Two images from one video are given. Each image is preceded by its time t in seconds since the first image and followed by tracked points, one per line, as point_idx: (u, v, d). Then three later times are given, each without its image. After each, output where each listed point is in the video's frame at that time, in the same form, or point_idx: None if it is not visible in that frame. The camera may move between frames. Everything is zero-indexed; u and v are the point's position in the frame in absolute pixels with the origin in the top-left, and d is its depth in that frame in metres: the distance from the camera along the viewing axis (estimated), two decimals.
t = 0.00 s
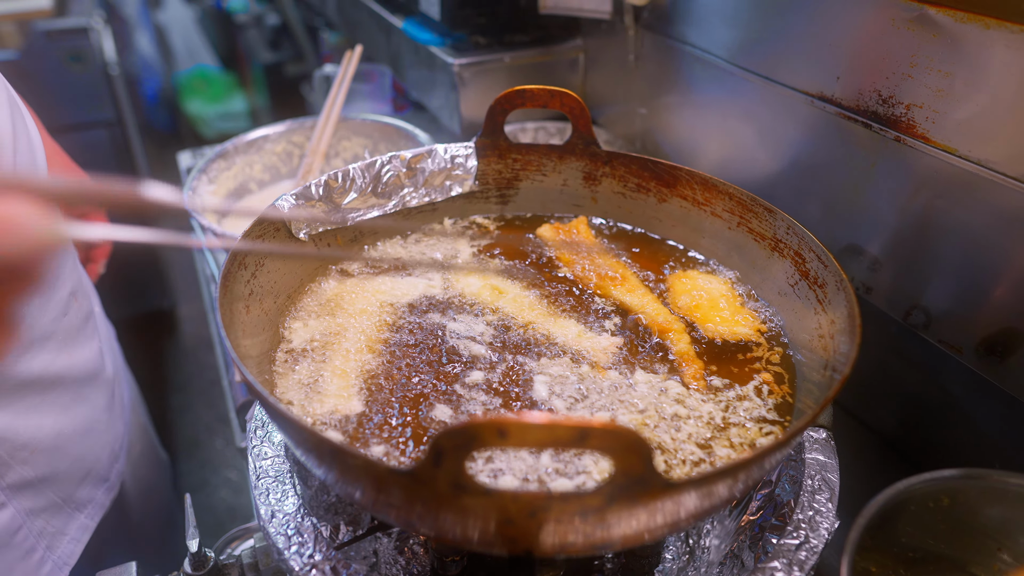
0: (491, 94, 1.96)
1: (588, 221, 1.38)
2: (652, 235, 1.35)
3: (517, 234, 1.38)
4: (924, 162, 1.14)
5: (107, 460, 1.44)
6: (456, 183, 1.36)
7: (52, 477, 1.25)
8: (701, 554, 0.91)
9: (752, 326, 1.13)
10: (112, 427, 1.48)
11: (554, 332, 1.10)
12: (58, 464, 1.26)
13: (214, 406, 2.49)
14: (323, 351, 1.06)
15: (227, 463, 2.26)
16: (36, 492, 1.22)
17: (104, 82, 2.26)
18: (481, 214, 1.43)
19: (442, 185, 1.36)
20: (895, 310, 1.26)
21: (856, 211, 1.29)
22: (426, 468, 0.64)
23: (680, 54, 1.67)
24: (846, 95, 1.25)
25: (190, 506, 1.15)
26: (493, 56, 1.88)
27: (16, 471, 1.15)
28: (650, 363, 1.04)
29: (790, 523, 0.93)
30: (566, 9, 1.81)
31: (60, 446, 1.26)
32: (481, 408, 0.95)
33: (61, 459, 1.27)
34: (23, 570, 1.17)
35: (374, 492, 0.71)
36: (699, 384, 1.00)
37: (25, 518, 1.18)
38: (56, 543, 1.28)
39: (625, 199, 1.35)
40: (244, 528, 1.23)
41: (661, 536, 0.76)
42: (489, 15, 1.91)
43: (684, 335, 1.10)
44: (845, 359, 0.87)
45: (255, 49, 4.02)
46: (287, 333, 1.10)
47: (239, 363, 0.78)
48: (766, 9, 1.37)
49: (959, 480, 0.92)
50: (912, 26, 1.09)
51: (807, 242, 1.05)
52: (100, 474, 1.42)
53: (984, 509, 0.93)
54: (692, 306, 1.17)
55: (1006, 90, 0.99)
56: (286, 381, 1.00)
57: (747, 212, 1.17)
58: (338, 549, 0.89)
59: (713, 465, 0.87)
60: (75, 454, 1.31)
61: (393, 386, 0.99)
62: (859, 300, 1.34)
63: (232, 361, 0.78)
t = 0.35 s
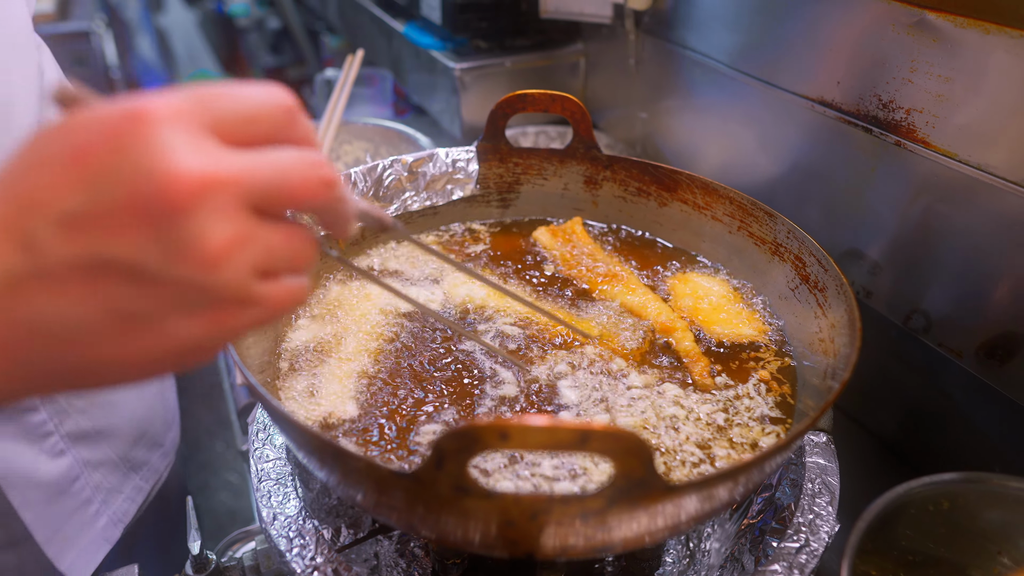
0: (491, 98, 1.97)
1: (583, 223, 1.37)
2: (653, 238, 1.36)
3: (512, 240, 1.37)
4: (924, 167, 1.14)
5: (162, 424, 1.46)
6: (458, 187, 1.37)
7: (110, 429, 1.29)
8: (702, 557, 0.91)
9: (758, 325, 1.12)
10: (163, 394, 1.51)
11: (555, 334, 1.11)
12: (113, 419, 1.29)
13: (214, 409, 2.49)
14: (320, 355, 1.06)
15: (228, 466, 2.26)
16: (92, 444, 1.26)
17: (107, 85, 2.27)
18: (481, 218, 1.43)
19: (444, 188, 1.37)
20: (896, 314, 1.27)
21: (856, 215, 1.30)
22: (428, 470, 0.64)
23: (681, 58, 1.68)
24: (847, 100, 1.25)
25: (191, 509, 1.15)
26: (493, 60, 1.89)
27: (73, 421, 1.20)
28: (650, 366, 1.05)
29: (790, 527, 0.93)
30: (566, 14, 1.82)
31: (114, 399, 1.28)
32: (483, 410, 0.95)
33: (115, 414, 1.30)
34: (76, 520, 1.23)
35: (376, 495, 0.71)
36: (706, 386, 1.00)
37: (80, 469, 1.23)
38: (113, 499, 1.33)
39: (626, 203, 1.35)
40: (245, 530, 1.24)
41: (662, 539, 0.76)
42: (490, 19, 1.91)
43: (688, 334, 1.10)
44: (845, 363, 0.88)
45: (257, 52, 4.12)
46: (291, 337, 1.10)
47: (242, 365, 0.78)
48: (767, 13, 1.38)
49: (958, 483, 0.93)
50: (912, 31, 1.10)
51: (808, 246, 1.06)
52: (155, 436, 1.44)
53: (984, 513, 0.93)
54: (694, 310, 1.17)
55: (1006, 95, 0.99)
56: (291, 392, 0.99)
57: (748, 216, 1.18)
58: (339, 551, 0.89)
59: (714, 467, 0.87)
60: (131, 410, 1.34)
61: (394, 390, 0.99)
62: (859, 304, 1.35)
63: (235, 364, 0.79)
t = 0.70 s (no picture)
0: (492, 99, 1.97)
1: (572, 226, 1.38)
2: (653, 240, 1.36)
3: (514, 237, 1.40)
4: (924, 168, 1.14)
5: (169, 404, 1.53)
6: (458, 187, 1.37)
7: (121, 403, 1.36)
8: (702, 557, 0.92)
9: (746, 334, 1.13)
10: (172, 375, 1.56)
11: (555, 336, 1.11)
12: (124, 394, 1.36)
13: (215, 409, 2.49)
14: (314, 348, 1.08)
15: (228, 467, 2.26)
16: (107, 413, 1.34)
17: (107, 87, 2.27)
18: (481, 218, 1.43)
19: (445, 189, 1.37)
20: (896, 315, 1.27)
21: (856, 216, 1.30)
22: (430, 469, 0.64)
23: (681, 59, 1.68)
24: (847, 101, 1.25)
25: (192, 508, 1.15)
26: (495, 61, 1.89)
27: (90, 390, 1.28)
28: (647, 369, 1.05)
29: (790, 527, 0.93)
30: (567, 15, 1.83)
31: (129, 375, 1.35)
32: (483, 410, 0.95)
33: (129, 390, 1.37)
34: (85, 486, 1.32)
35: (378, 493, 0.72)
36: (692, 388, 1.01)
37: (91, 439, 1.31)
38: (120, 472, 1.42)
39: (627, 204, 1.36)
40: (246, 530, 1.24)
41: (662, 538, 0.76)
42: (491, 20, 1.91)
43: (674, 336, 1.11)
44: (845, 364, 0.88)
45: (257, 54, 4.13)
46: (292, 337, 1.10)
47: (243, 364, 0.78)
48: (768, 14, 1.38)
49: (958, 483, 0.93)
50: (913, 32, 1.10)
51: (808, 247, 1.06)
52: (162, 416, 1.52)
53: (984, 513, 0.93)
54: (682, 309, 1.18)
55: (1007, 96, 0.99)
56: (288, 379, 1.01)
57: (748, 217, 1.18)
58: (340, 550, 0.89)
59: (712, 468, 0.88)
60: (142, 387, 1.41)
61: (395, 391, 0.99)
62: (860, 305, 1.35)
63: (237, 363, 0.79)
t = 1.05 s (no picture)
0: (492, 99, 1.97)
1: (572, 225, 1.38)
2: (653, 240, 1.36)
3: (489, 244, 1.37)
4: (924, 168, 1.15)
5: (164, 404, 1.53)
6: (458, 187, 1.37)
7: (124, 400, 1.37)
8: (701, 557, 0.91)
9: (741, 325, 1.14)
10: (167, 373, 1.58)
11: (556, 334, 1.12)
12: (125, 392, 1.36)
13: (215, 409, 2.49)
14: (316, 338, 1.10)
15: (228, 467, 2.26)
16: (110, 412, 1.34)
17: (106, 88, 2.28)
18: (480, 218, 1.44)
19: (445, 189, 1.37)
20: (896, 315, 1.27)
21: (856, 216, 1.30)
22: (430, 468, 0.64)
23: (681, 59, 1.69)
24: (847, 101, 1.26)
25: (192, 508, 1.15)
26: (495, 61, 1.90)
27: (93, 386, 1.28)
28: (647, 366, 1.05)
29: (790, 526, 0.93)
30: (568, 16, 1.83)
31: (127, 372, 1.36)
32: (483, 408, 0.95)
33: (131, 387, 1.38)
34: (91, 485, 1.32)
35: (378, 492, 0.72)
36: (687, 385, 1.01)
37: (96, 437, 1.31)
38: (122, 471, 1.42)
39: (627, 204, 1.36)
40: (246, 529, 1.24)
41: (661, 537, 0.76)
42: (491, 21, 1.91)
43: (671, 335, 1.10)
44: (845, 364, 0.88)
45: (257, 54, 4.14)
46: (292, 336, 1.10)
47: (243, 362, 0.78)
48: (768, 15, 1.38)
49: (957, 483, 0.93)
50: (912, 33, 1.10)
51: (808, 247, 1.06)
52: (157, 416, 1.52)
53: (982, 513, 0.94)
54: (682, 304, 1.19)
55: (1006, 97, 0.99)
56: (284, 372, 1.02)
57: (748, 218, 1.18)
58: (340, 549, 0.90)
59: (712, 467, 0.88)
60: (143, 385, 1.43)
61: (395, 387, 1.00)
62: (859, 305, 1.35)
63: (237, 362, 0.79)
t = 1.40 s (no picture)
0: (493, 96, 1.97)
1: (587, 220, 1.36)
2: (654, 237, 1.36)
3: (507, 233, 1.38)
4: (926, 166, 1.14)
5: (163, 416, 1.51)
6: (459, 185, 1.37)
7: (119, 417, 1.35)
8: (702, 556, 0.91)
9: (740, 323, 1.14)
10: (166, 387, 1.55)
11: (557, 330, 1.11)
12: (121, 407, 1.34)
13: (216, 408, 2.49)
14: (331, 323, 1.12)
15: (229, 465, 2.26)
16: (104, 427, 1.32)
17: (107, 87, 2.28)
18: (481, 216, 1.43)
19: (445, 187, 1.37)
20: (897, 314, 1.27)
21: (857, 214, 1.30)
22: (430, 465, 0.64)
23: (683, 57, 1.68)
24: (849, 99, 1.25)
25: (193, 505, 1.15)
26: (496, 59, 1.90)
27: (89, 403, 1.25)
28: (651, 363, 1.05)
29: (791, 524, 0.93)
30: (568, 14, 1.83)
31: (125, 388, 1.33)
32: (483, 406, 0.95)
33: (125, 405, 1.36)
34: (82, 501, 1.29)
35: (379, 489, 0.72)
36: (694, 381, 1.01)
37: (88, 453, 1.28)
38: (116, 485, 1.39)
39: (628, 202, 1.36)
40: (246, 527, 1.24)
41: (662, 535, 0.76)
42: (492, 18, 1.91)
43: (680, 336, 1.10)
44: (847, 361, 0.88)
45: (258, 52, 4.14)
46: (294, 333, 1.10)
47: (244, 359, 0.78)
48: (769, 12, 1.38)
49: (958, 481, 0.93)
50: (915, 30, 1.10)
51: (810, 245, 1.06)
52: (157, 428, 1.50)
53: (983, 511, 0.94)
54: (684, 300, 1.19)
55: (1009, 94, 0.99)
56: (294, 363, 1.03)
57: (750, 215, 1.18)
58: (340, 547, 0.90)
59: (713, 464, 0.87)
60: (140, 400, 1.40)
61: (397, 382, 0.99)
62: (861, 304, 1.35)
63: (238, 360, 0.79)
